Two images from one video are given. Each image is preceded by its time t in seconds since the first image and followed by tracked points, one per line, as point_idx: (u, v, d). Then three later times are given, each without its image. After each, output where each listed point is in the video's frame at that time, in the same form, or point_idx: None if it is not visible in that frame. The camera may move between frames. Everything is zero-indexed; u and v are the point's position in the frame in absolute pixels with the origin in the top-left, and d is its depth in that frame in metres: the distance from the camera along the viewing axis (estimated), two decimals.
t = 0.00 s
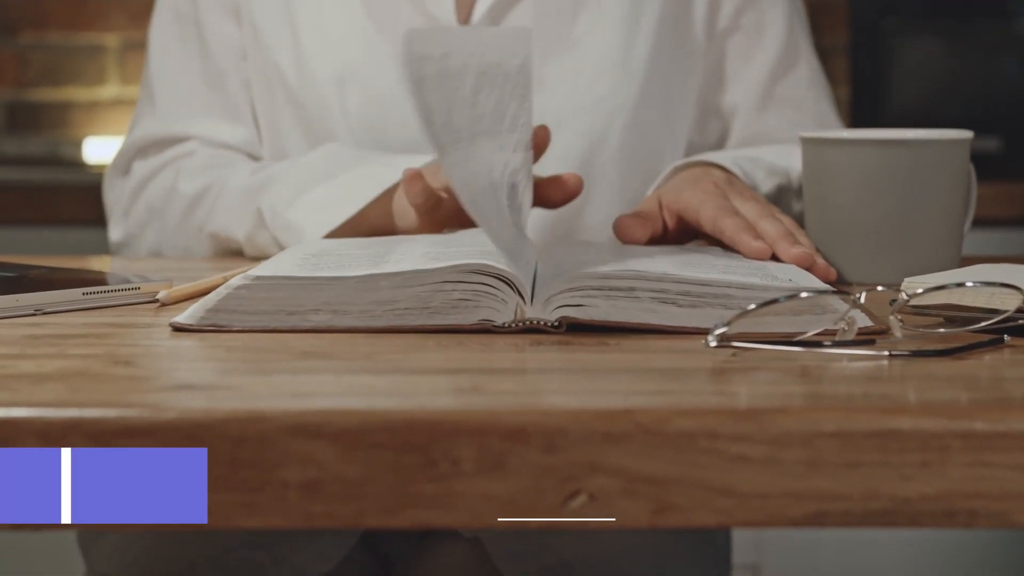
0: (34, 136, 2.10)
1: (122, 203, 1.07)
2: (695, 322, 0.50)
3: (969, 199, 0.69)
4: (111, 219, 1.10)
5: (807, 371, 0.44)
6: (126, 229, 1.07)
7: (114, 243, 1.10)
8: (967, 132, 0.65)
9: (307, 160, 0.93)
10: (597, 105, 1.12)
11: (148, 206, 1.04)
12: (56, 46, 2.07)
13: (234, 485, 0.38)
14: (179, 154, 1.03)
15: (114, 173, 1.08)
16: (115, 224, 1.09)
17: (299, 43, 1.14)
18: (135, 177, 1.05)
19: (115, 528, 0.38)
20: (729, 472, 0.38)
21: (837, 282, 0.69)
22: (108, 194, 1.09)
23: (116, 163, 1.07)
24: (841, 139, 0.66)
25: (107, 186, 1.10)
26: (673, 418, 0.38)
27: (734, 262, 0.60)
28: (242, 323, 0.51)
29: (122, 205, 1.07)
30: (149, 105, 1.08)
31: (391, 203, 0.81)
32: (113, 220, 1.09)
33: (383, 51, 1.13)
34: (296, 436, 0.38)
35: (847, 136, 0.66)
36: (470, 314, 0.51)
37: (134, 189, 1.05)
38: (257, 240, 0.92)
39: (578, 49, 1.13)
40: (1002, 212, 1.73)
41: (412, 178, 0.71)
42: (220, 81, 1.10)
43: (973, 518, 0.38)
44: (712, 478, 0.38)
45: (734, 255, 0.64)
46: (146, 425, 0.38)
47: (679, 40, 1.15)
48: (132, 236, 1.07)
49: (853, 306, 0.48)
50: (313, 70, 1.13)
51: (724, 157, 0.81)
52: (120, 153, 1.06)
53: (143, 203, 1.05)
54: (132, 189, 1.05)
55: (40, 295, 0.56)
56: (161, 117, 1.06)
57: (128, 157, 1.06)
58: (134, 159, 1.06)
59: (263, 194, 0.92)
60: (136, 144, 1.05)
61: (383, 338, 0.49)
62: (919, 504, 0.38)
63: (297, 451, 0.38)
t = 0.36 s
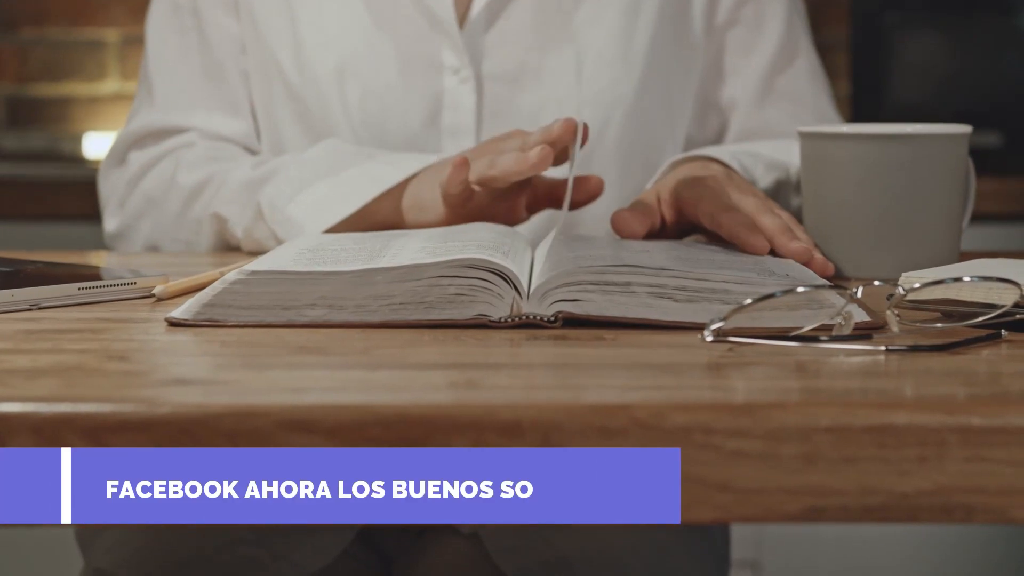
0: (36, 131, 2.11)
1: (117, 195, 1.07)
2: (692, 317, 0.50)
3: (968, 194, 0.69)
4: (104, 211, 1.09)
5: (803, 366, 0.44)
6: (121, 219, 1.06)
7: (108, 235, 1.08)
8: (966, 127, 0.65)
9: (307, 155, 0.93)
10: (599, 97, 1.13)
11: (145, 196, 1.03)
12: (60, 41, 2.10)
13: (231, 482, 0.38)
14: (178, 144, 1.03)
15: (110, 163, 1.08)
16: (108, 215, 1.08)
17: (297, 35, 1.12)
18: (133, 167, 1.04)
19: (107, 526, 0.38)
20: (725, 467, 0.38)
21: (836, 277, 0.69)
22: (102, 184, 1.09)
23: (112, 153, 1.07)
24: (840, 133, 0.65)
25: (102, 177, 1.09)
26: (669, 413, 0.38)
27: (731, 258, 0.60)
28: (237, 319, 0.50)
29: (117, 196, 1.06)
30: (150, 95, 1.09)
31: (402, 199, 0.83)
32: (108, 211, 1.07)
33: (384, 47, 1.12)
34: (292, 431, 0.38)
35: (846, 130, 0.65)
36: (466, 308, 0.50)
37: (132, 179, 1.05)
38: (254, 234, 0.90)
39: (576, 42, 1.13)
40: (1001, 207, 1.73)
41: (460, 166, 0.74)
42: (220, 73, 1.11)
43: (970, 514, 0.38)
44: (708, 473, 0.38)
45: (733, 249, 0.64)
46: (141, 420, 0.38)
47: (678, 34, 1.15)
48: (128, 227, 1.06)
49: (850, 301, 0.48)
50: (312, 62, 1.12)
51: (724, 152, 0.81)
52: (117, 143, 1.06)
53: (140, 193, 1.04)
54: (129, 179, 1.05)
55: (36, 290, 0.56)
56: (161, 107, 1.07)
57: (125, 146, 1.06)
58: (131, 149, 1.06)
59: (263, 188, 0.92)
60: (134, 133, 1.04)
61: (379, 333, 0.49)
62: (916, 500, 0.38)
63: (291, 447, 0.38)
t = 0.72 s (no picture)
0: (32, 126, 2.11)
1: (108, 187, 1.06)
2: (683, 312, 0.50)
3: (962, 189, 0.69)
4: (96, 204, 1.08)
5: (793, 361, 0.44)
6: (113, 212, 1.06)
7: (99, 228, 1.08)
8: (960, 122, 0.65)
9: (302, 151, 0.93)
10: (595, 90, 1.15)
11: (137, 189, 1.03)
12: (57, 36, 2.10)
13: (224, 478, 0.38)
14: (171, 135, 1.03)
15: (101, 156, 1.07)
16: (100, 207, 1.07)
17: (289, 27, 1.12)
18: (125, 159, 1.04)
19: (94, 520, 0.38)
20: (713, 463, 0.38)
21: (830, 272, 0.69)
22: (94, 177, 1.08)
23: (103, 144, 1.07)
24: (835, 128, 0.65)
25: (93, 170, 1.08)
26: (656, 408, 0.38)
27: (724, 252, 0.59)
28: (227, 314, 0.50)
29: (108, 188, 1.06)
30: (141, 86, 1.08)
31: (400, 198, 0.83)
32: (100, 203, 1.07)
33: (375, 38, 1.12)
34: (278, 427, 0.37)
35: (841, 125, 0.65)
36: (456, 304, 0.50)
37: (124, 171, 1.04)
38: (247, 232, 0.89)
39: (568, 35, 1.13)
40: (998, 202, 1.73)
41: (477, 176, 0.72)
42: (213, 65, 1.11)
43: (959, 509, 0.38)
44: (696, 468, 0.38)
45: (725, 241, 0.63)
46: (126, 415, 0.38)
47: (671, 28, 1.14)
48: (120, 219, 1.05)
49: (840, 295, 0.48)
50: (303, 55, 1.12)
51: (719, 146, 0.81)
52: (108, 134, 1.05)
53: (131, 186, 1.04)
54: (121, 171, 1.04)
55: (26, 285, 0.56)
56: (152, 98, 1.06)
57: (116, 138, 1.05)
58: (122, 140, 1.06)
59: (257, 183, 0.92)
60: (125, 125, 1.04)
61: (368, 329, 0.49)
62: (905, 495, 0.38)
63: (277, 442, 0.37)
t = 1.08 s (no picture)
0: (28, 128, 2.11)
1: (98, 186, 1.06)
2: (670, 314, 0.50)
3: (954, 190, 0.69)
4: (85, 203, 1.08)
5: (780, 364, 0.44)
6: (101, 211, 1.05)
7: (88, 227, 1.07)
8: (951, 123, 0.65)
9: (295, 153, 0.93)
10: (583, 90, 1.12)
11: (127, 189, 1.03)
12: (54, 39, 2.10)
13: (224, 479, 0.37)
14: (163, 134, 1.03)
15: (90, 153, 1.07)
16: (88, 206, 1.06)
17: (279, 27, 1.12)
18: (116, 158, 1.04)
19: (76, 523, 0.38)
20: (698, 466, 0.38)
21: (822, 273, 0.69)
22: (83, 175, 1.08)
23: (93, 143, 1.07)
24: (824, 129, 0.65)
25: (83, 168, 1.08)
26: (641, 411, 0.38)
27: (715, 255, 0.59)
28: (213, 318, 0.50)
29: (98, 186, 1.06)
30: (132, 84, 1.08)
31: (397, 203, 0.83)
32: (88, 203, 1.06)
33: (366, 39, 1.12)
34: (261, 431, 0.37)
35: (831, 126, 0.65)
36: (442, 307, 0.50)
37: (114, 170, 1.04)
38: (239, 233, 0.89)
39: (560, 36, 1.13)
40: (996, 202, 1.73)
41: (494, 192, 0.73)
42: (203, 62, 1.11)
43: (945, 513, 0.38)
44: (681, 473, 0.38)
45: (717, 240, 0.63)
46: (108, 420, 0.37)
47: (663, 29, 1.15)
48: (110, 218, 1.05)
49: (829, 297, 0.48)
50: (293, 55, 1.12)
51: (713, 147, 0.80)
52: (98, 134, 1.05)
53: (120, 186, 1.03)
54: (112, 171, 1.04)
55: (12, 289, 0.55)
56: (143, 96, 1.06)
57: (106, 136, 1.05)
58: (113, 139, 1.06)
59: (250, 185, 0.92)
60: (116, 124, 1.04)
61: (354, 331, 0.48)
62: (891, 498, 0.38)
63: (259, 446, 0.37)
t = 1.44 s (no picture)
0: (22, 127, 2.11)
1: (86, 184, 1.05)
2: (655, 314, 0.49)
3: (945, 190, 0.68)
4: (73, 201, 1.08)
5: (764, 364, 0.44)
6: (90, 210, 1.05)
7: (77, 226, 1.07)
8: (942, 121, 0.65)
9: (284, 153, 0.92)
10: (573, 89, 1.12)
11: (115, 188, 1.02)
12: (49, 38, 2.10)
13: (223, 478, 0.37)
14: (152, 133, 1.03)
15: (78, 152, 1.07)
16: (78, 205, 1.06)
17: (267, 25, 1.11)
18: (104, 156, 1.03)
19: (58, 524, 0.38)
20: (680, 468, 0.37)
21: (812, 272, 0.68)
22: (71, 173, 1.08)
23: (81, 142, 1.07)
24: (816, 128, 0.65)
25: (71, 166, 1.08)
26: (621, 412, 0.37)
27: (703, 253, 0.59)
28: (197, 318, 0.50)
29: (86, 185, 1.05)
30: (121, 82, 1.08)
31: (389, 203, 0.86)
32: (77, 202, 1.06)
33: (355, 37, 1.12)
34: (240, 432, 0.37)
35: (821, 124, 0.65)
36: (427, 307, 0.50)
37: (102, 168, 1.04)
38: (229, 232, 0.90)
39: (550, 34, 1.12)
40: (990, 201, 1.73)
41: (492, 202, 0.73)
42: (191, 60, 1.11)
43: (929, 514, 0.38)
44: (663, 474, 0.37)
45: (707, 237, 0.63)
46: (85, 422, 0.37)
47: (653, 27, 1.15)
48: (98, 217, 1.04)
49: (814, 297, 0.47)
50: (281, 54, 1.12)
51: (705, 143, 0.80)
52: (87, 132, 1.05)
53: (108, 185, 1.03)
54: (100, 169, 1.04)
55: None
56: (132, 94, 1.06)
57: (94, 135, 1.05)
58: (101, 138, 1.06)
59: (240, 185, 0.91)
60: (105, 122, 1.04)
61: (338, 332, 0.48)
62: (874, 499, 0.37)
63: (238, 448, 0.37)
